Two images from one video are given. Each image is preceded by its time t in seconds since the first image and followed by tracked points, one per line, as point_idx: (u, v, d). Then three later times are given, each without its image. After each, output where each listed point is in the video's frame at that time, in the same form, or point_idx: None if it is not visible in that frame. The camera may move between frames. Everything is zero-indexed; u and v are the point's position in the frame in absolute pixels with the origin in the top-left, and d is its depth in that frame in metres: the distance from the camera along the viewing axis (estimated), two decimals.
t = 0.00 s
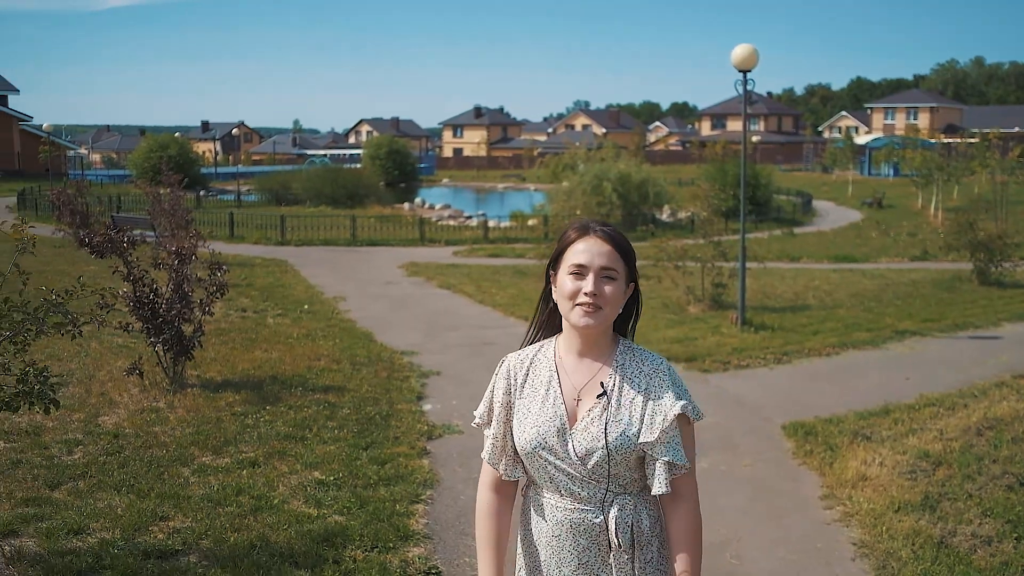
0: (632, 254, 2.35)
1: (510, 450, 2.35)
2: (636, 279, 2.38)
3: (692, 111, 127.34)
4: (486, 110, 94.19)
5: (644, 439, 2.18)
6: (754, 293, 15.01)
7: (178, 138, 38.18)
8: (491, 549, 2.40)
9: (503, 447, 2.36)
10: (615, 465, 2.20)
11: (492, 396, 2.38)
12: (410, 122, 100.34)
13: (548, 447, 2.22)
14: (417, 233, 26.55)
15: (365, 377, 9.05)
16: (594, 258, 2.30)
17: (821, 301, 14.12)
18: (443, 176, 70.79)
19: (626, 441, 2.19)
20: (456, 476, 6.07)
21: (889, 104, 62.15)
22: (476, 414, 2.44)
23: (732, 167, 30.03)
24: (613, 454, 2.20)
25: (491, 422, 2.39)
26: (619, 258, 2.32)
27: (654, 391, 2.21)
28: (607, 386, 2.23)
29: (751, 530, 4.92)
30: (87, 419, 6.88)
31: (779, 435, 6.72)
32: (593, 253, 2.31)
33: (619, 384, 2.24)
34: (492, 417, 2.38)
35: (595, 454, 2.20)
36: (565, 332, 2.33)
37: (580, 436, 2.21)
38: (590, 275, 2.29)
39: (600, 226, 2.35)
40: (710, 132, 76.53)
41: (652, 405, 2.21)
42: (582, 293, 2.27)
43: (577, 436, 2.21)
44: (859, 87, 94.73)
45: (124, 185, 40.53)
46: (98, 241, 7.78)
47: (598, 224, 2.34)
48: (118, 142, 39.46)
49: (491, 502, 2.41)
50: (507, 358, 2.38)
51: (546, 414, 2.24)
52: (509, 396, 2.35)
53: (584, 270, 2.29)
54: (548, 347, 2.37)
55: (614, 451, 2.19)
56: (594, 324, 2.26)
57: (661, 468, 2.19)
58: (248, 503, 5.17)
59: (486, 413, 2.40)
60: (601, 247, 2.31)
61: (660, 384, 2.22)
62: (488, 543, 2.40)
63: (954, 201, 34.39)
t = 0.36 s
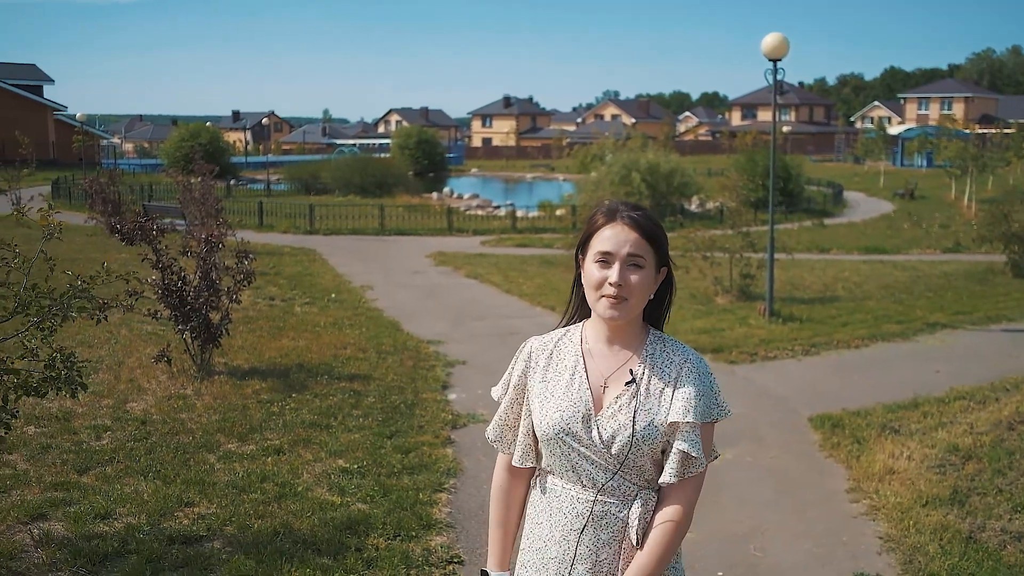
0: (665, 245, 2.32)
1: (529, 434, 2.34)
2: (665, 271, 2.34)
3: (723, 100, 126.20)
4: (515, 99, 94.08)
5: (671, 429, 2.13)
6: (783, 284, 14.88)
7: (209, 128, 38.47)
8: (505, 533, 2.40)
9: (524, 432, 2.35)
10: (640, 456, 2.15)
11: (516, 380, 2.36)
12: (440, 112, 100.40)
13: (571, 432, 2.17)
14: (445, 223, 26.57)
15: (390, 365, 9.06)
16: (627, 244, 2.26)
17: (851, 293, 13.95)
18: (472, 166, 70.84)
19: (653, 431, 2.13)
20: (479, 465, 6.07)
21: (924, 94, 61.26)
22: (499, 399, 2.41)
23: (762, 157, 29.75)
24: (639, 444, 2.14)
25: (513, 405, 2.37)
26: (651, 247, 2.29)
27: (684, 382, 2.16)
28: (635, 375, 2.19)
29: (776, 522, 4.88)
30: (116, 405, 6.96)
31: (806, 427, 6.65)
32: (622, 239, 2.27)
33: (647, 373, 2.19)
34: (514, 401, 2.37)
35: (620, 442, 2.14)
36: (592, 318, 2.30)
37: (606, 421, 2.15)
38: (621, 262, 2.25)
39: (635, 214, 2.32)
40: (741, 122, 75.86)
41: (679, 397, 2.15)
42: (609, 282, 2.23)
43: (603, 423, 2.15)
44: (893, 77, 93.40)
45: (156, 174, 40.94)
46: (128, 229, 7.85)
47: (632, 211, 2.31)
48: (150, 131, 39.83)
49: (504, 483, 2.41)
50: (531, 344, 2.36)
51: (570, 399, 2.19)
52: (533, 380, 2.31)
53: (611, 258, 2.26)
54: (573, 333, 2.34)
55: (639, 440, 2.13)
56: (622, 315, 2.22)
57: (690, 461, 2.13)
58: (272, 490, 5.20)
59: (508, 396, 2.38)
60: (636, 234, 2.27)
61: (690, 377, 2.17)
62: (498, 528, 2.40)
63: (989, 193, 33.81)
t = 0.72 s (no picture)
0: (665, 234, 2.24)
1: (519, 433, 2.18)
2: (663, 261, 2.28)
3: (745, 87, 125.23)
4: (536, 86, 93.84)
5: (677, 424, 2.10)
6: (803, 272, 14.77)
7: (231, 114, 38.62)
8: (488, 539, 2.24)
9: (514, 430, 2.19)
10: (646, 453, 2.10)
11: (502, 375, 2.20)
12: (461, 98, 100.36)
13: (572, 431, 2.07)
14: (465, 210, 26.57)
15: (408, 351, 9.08)
16: (628, 233, 2.18)
17: (872, 281, 13.84)
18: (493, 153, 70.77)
19: (658, 428, 2.08)
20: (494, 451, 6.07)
21: (949, 81, 60.52)
22: (480, 394, 2.26)
23: (784, 145, 29.53)
24: (643, 442, 2.08)
25: (498, 401, 2.22)
26: (653, 237, 2.21)
27: (687, 376, 2.14)
28: (637, 371, 2.12)
29: (792, 510, 4.85)
30: (135, 389, 7.02)
31: (823, 416, 6.60)
32: (624, 229, 2.17)
33: (648, 367, 2.13)
34: (500, 396, 2.22)
35: (626, 439, 2.07)
36: (585, 309, 2.20)
37: (609, 419, 2.08)
38: (621, 252, 2.16)
39: (632, 201, 2.23)
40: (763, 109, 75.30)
41: (683, 391, 2.12)
42: (609, 273, 2.14)
43: (606, 421, 2.08)
44: (918, 64, 92.33)
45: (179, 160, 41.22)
46: (148, 214, 7.89)
47: (631, 198, 2.22)
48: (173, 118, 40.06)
49: (487, 484, 2.26)
50: (518, 336, 2.21)
51: (571, 396, 2.09)
52: (523, 375, 2.18)
53: (611, 248, 2.16)
54: (562, 324, 2.22)
55: (644, 437, 2.08)
56: (621, 307, 2.14)
57: (697, 455, 2.12)
58: (287, 474, 5.23)
59: (492, 393, 2.23)
60: (637, 223, 2.19)
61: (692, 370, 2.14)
62: (484, 530, 2.25)
63: (1014, 180, 33.41)
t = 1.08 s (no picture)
0: (645, 216, 2.25)
1: (520, 434, 2.13)
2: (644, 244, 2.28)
3: (770, 74, 124.27)
4: (558, 74, 93.58)
5: (677, 409, 2.09)
6: (826, 259, 14.65)
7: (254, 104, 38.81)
8: (502, 553, 2.15)
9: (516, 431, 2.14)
10: (650, 442, 2.09)
11: (496, 376, 2.15)
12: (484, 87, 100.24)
13: (575, 426, 2.05)
14: (487, 198, 26.57)
15: (426, 339, 9.09)
16: (609, 218, 2.18)
17: (896, 268, 13.70)
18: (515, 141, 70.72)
19: (659, 414, 2.07)
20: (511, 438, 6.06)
21: (977, 66, 59.63)
22: (474, 400, 2.21)
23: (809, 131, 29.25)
24: (645, 430, 2.08)
25: (493, 403, 2.17)
26: (635, 220, 2.21)
27: (680, 360, 2.15)
28: (633, 359, 2.11)
29: (810, 498, 4.81)
30: (156, 375, 7.09)
31: (843, 404, 6.55)
32: (605, 214, 2.17)
33: (643, 355, 2.13)
34: (496, 399, 2.17)
35: (629, 429, 2.06)
36: (573, 299, 2.19)
37: (609, 410, 2.07)
38: (604, 237, 2.16)
39: (610, 186, 2.24)
40: (788, 96, 74.61)
41: (679, 375, 2.13)
42: (593, 260, 2.14)
43: (608, 413, 2.06)
44: (946, 49, 91.07)
45: (203, 150, 41.53)
46: (167, 202, 7.95)
47: (609, 182, 2.23)
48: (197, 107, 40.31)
49: (502, 498, 2.17)
50: (508, 335, 2.18)
51: (569, 391, 2.07)
52: (518, 375, 2.14)
53: (593, 235, 2.17)
54: (551, 318, 2.20)
55: (647, 425, 2.07)
56: (609, 294, 2.14)
57: (695, 437, 2.13)
58: (305, 460, 5.25)
59: (487, 395, 2.18)
60: (619, 207, 2.19)
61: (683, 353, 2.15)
62: (503, 543, 2.15)
63: None
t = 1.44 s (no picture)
0: (644, 210, 2.24)
1: (519, 428, 2.16)
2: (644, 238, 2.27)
3: (794, 66, 123.25)
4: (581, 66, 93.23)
5: (676, 401, 2.09)
6: (849, 252, 14.51)
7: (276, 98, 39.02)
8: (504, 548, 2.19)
9: (516, 426, 2.17)
10: (650, 435, 2.09)
11: (495, 373, 2.18)
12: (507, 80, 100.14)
13: (575, 419, 2.06)
14: (508, 192, 26.55)
15: (446, 332, 9.10)
16: (610, 210, 2.17)
17: (920, 261, 13.56)
18: (538, 134, 70.60)
19: (658, 405, 2.07)
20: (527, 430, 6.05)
21: (1005, 56, 58.80)
22: (475, 396, 2.24)
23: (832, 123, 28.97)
24: (645, 423, 2.07)
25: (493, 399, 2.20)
26: (636, 213, 2.21)
27: (681, 351, 2.13)
28: (630, 351, 2.12)
29: (828, 492, 4.78)
30: (177, 368, 7.15)
31: (863, 397, 6.50)
32: (604, 204, 2.16)
33: (641, 346, 2.13)
34: (496, 396, 2.19)
35: (627, 421, 2.06)
36: (572, 292, 2.19)
37: (609, 401, 2.07)
38: (603, 228, 2.15)
39: (610, 179, 2.23)
40: (812, 88, 73.96)
41: (679, 365, 2.12)
42: (591, 252, 2.13)
43: (608, 405, 2.07)
44: (973, 39, 89.90)
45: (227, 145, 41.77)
46: (188, 196, 8.01)
47: (609, 176, 2.22)
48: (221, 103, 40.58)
49: (504, 493, 2.20)
50: (507, 331, 2.20)
51: (566, 385, 2.08)
52: (515, 369, 2.17)
53: (591, 227, 2.16)
54: (549, 313, 2.21)
55: (646, 417, 2.07)
56: (607, 286, 2.13)
57: (695, 429, 2.11)
58: (323, 453, 5.27)
59: (486, 392, 2.21)
60: (619, 199, 2.18)
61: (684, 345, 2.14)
62: (506, 540, 2.18)
63: None
